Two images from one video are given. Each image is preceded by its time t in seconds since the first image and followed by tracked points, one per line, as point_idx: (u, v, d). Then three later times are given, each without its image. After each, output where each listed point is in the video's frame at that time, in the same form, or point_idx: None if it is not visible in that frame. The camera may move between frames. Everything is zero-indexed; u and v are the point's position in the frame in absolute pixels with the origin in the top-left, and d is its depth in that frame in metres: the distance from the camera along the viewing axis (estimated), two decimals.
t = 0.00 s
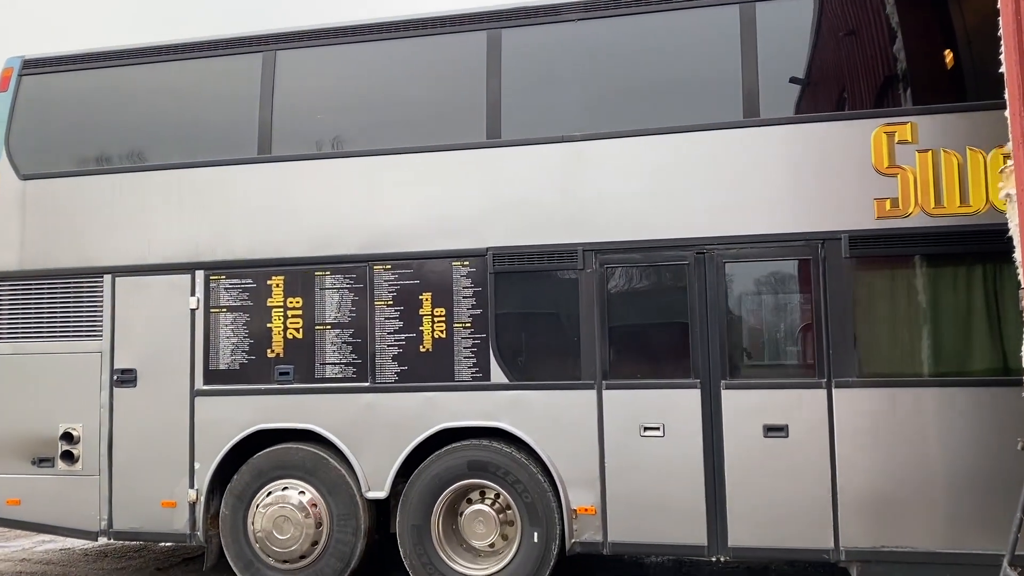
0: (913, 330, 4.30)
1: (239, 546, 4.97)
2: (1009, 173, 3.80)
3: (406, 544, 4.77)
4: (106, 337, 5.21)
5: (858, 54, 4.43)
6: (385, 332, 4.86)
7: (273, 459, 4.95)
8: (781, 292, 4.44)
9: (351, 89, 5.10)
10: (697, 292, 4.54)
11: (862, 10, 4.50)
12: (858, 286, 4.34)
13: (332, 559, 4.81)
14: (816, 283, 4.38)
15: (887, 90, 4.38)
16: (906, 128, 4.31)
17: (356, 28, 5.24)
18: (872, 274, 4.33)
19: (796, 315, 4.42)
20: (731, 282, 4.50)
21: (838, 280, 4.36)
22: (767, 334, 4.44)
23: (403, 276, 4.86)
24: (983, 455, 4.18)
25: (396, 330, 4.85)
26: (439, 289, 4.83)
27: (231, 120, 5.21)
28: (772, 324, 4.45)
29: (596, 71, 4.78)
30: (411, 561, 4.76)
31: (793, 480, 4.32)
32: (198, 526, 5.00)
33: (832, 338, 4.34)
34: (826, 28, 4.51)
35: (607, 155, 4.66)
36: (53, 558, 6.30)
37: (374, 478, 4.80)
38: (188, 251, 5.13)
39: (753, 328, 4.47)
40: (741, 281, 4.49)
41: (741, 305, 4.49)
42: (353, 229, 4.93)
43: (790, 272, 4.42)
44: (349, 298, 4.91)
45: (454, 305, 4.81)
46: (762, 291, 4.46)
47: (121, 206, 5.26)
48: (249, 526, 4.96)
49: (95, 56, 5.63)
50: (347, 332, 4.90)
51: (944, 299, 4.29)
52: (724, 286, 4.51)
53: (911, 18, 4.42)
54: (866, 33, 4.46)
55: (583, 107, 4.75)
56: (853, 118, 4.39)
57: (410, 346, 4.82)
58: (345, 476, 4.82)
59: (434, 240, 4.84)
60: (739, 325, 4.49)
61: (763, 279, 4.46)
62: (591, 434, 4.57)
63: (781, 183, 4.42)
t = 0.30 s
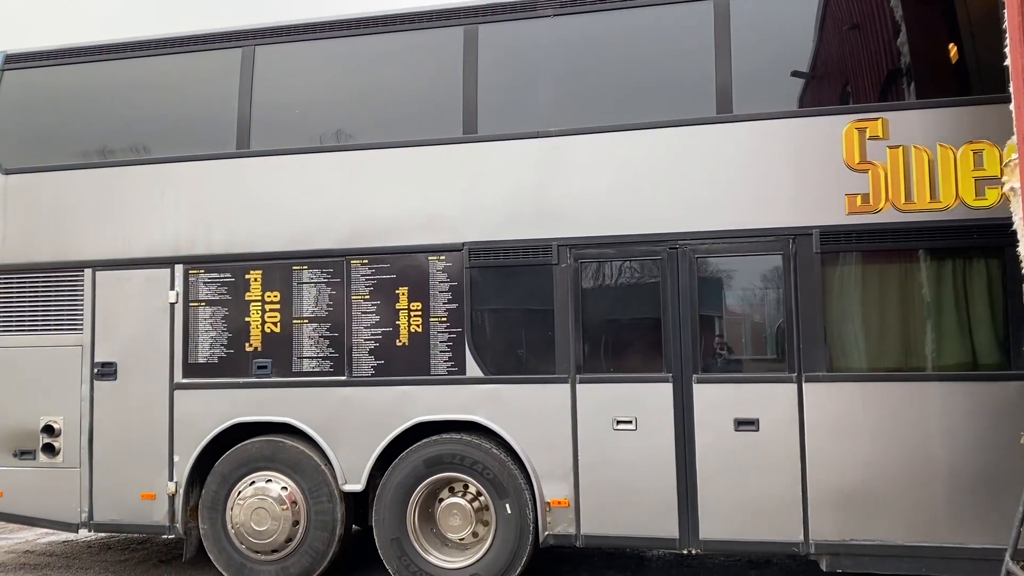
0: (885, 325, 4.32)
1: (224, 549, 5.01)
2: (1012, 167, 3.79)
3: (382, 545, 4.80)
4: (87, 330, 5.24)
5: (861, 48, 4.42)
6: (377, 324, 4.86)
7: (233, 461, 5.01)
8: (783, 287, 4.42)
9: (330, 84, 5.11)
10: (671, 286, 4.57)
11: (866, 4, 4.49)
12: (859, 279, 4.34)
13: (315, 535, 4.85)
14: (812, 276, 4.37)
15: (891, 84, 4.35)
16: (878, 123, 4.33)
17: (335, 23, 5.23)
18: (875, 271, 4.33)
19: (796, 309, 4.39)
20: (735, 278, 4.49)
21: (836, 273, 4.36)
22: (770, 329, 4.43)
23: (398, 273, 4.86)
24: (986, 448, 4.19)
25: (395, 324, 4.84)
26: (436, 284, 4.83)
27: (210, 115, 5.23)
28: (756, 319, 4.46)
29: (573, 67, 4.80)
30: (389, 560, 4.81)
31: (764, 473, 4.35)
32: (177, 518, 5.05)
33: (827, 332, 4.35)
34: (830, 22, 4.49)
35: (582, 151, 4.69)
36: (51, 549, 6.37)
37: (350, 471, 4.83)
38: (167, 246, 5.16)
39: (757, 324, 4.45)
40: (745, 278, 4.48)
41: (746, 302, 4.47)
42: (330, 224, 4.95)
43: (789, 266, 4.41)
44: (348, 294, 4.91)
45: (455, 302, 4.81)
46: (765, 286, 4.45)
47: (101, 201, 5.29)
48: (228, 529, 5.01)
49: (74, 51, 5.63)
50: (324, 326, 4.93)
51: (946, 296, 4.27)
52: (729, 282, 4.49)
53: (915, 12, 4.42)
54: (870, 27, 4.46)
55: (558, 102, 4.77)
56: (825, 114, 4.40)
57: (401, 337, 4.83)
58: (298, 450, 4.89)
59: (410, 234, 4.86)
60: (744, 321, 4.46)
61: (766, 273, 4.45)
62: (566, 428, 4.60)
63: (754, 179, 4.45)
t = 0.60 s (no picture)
0: (859, 320, 4.34)
1: (215, 552, 5.01)
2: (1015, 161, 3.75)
3: (371, 551, 4.80)
4: (70, 324, 5.28)
5: (865, 42, 4.41)
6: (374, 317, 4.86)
7: (202, 466, 5.07)
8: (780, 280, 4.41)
9: (311, 80, 5.12)
10: (647, 282, 4.60)
11: None
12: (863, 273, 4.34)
13: (299, 510, 4.89)
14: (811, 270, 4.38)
15: (893, 78, 4.37)
16: (853, 120, 4.35)
17: (315, 18, 5.21)
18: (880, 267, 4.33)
19: (793, 303, 4.39)
20: (740, 274, 4.48)
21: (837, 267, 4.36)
22: (779, 327, 4.39)
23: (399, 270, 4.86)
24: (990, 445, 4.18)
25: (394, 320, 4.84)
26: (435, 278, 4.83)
27: (192, 111, 5.26)
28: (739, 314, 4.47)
29: (552, 63, 4.80)
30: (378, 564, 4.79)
31: (737, 468, 4.38)
32: (159, 510, 5.09)
33: (828, 327, 4.37)
34: (833, 15, 4.47)
35: (560, 147, 4.70)
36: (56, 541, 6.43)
37: (330, 464, 4.87)
38: (149, 240, 5.19)
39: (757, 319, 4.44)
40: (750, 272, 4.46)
41: (747, 297, 4.45)
42: (310, 219, 4.97)
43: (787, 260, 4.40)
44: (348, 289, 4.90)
45: (458, 300, 4.81)
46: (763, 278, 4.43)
47: (83, 195, 5.31)
48: (213, 534, 5.03)
49: (56, 45, 5.63)
50: (304, 321, 4.96)
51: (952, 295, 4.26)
52: (733, 276, 4.48)
53: (917, 6, 4.41)
54: (873, 21, 4.44)
55: (537, 98, 4.78)
56: (800, 110, 4.41)
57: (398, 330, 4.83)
58: (254, 436, 4.99)
59: (388, 229, 4.88)
60: (748, 316, 4.45)
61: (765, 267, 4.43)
62: (542, 422, 4.63)
63: (730, 175, 4.47)
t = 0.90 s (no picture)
0: (836, 316, 4.37)
1: (212, 553, 5.02)
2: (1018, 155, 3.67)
3: (365, 557, 4.82)
4: (56, 318, 5.31)
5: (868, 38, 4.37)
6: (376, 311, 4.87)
7: (179, 471, 5.10)
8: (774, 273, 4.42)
9: (295, 75, 5.14)
10: (626, 277, 4.62)
11: None
12: (865, 268, 4.35)
13: (281, 487, 4.93)
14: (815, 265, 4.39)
15: (897, 74, 4.34)
16: (831, 116, 4.37)
17: (298, 14, 5.22)
18: (882, 263, 4.33)
19: (783, 295, 4.41)
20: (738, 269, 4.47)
21: (841, 263, 4.37)
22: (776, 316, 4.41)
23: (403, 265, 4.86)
24: (997, 441, 4.15)
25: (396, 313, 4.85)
26: (439, 271, 4.83)
27: (176, 107, 5.29)
28: (720, 309, 4.50)
29: (533, 59, 4.81)
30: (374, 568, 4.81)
31: (715, 462, 4.41)
32: (144, 503, 5.13)
33: (829, 321, 4.38)
34: (834, 10, 4.43)
35: (543, 143, 4.73)
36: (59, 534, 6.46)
37: (313, 457, 4.90)
38: (134, 235, 5.22)
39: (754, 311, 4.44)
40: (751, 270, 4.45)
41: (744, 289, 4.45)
42: (293, 214, 5.00)
43: (787, 254, 4.41)
44: (349, 283, 4.90)
45: (459, 294, 4.81)
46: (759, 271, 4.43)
47: (68, 190, 5.34)
48: (206, 536, 5.05)
49: (41, 41, 5.65)
50: (286, 316, 4.99)
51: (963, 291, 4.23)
52: (733, 271, 4.48)
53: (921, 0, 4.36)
54: (875, 17, 4.43)
55: (519, 94, 4.80)
56: (778, 107, 4.43)
57: (399, 321, 4.84)
58: (217, 431, 5.06)
59: (370, 224, 4.90)
60: (748, 307, 4.44)
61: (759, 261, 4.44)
62: (522, 416, 4.66)
63: (708, 171, 4.50)
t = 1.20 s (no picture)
0: (812, 313, 4.39)
1: (209, 549, 5.05)
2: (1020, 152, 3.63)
3: (361, 561, 4.83)
4: (43, 313, 5.35)
5: (870, 34, 4.39)
6: (379, 307, 4.88)
7: (160, 478, 5.15)
8: (775, 270, 4.43)
9: (280, 73, 5.17)
10: (606, 274, 4.65)
11: None
12: (869, 266, 4.34)
13: (260, 467, 4.97)
14: (820, 264, 4.38)
15: (899, 70, 4.35)
16: (809, 114, 4.38)
17: (283, 11, 5.25)
18: (885, 260, 4.32)
19: (784, 291, 4.42)
20: (731, 266, 4.47)
21: (846, 260, 4.36)
22: (772, 305, 4.43)
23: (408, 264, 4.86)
24: (998, 438, 4.14)
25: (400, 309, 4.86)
26: (439, 268, 4.84)
27: (162, 103, 5.32)
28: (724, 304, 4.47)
29: (515, 57, 4.84)
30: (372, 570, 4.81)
31: (693, 457, 4.44)
32: (129, 498, 5.17)
33: (832, 318, 4.37)
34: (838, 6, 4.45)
35: (524, 139, 4.74)
36: (61, 529, 6.49)
37: (296, 452, 4.94)
38: (120, 231, 5.25)
39: (742, 304, 4.45)
40: (739, 267, 4.46)
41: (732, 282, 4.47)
42: (276, 210, 5.02)
43: (793, 252, 4.41)
44: (349, 278, 4.91)
45: (459, 292, 4.82)
46: (758, 269, 4.44)
47: (55, 186, 5.37)
48: (199, 534, 5.08)
49: (29, 38, 5.68)
50: (269, 311, 5.02)
51: (967, 290, 4.22)
52: (723, 267, 4.48)
53: None
54: (877, 12, 4.46)
55: (501, 91, 4.82)
56: (756, 105, 4.45)
57: (398, 316, 4.85)
58: (185, 431, 5.13)
59: (353, 219, 4.92)
60: (731, 302, 4.46)
61: (760, 258, 4.44)
62: (503, 411, 4.69)
63: (688, 168, 4.52)
